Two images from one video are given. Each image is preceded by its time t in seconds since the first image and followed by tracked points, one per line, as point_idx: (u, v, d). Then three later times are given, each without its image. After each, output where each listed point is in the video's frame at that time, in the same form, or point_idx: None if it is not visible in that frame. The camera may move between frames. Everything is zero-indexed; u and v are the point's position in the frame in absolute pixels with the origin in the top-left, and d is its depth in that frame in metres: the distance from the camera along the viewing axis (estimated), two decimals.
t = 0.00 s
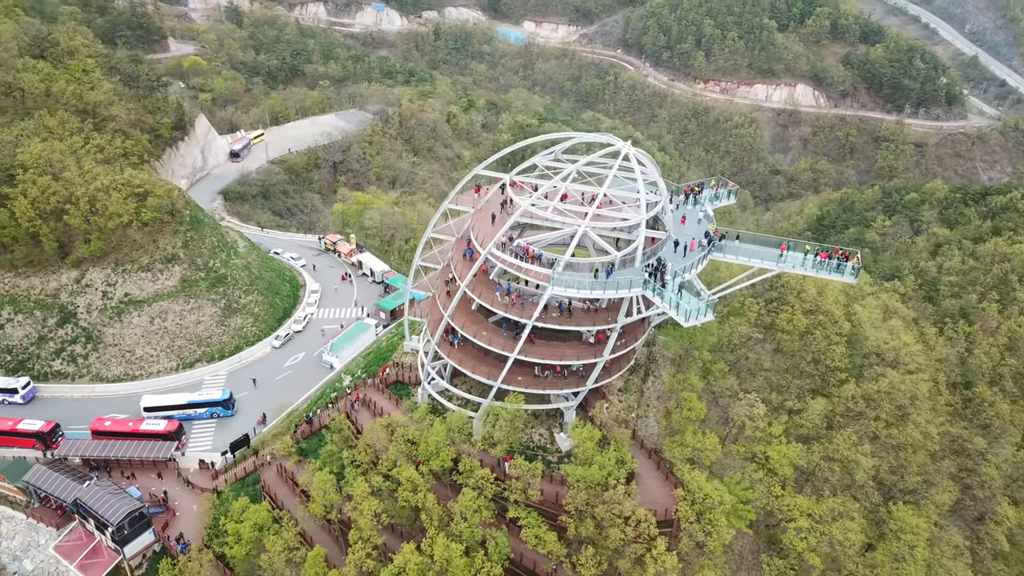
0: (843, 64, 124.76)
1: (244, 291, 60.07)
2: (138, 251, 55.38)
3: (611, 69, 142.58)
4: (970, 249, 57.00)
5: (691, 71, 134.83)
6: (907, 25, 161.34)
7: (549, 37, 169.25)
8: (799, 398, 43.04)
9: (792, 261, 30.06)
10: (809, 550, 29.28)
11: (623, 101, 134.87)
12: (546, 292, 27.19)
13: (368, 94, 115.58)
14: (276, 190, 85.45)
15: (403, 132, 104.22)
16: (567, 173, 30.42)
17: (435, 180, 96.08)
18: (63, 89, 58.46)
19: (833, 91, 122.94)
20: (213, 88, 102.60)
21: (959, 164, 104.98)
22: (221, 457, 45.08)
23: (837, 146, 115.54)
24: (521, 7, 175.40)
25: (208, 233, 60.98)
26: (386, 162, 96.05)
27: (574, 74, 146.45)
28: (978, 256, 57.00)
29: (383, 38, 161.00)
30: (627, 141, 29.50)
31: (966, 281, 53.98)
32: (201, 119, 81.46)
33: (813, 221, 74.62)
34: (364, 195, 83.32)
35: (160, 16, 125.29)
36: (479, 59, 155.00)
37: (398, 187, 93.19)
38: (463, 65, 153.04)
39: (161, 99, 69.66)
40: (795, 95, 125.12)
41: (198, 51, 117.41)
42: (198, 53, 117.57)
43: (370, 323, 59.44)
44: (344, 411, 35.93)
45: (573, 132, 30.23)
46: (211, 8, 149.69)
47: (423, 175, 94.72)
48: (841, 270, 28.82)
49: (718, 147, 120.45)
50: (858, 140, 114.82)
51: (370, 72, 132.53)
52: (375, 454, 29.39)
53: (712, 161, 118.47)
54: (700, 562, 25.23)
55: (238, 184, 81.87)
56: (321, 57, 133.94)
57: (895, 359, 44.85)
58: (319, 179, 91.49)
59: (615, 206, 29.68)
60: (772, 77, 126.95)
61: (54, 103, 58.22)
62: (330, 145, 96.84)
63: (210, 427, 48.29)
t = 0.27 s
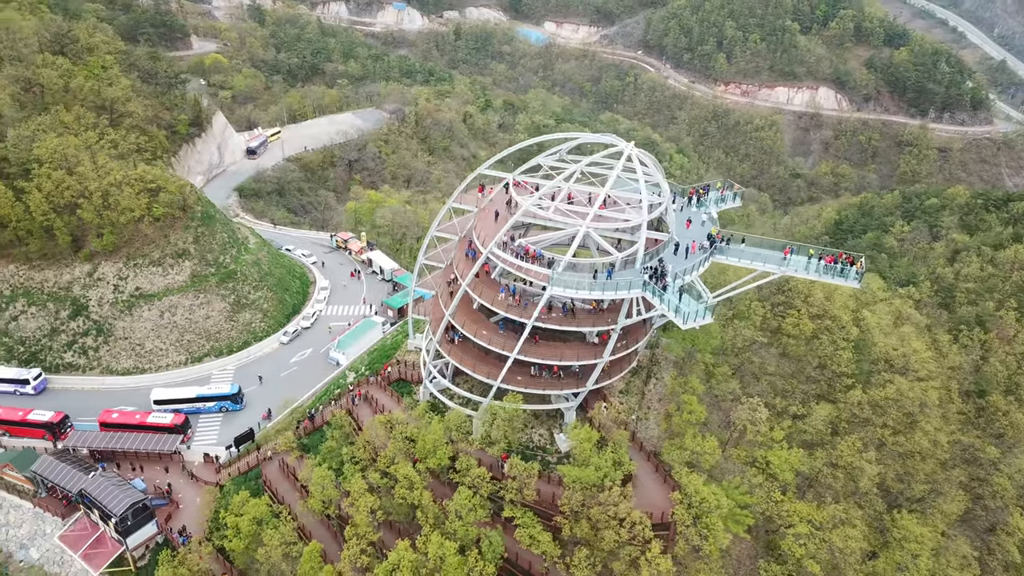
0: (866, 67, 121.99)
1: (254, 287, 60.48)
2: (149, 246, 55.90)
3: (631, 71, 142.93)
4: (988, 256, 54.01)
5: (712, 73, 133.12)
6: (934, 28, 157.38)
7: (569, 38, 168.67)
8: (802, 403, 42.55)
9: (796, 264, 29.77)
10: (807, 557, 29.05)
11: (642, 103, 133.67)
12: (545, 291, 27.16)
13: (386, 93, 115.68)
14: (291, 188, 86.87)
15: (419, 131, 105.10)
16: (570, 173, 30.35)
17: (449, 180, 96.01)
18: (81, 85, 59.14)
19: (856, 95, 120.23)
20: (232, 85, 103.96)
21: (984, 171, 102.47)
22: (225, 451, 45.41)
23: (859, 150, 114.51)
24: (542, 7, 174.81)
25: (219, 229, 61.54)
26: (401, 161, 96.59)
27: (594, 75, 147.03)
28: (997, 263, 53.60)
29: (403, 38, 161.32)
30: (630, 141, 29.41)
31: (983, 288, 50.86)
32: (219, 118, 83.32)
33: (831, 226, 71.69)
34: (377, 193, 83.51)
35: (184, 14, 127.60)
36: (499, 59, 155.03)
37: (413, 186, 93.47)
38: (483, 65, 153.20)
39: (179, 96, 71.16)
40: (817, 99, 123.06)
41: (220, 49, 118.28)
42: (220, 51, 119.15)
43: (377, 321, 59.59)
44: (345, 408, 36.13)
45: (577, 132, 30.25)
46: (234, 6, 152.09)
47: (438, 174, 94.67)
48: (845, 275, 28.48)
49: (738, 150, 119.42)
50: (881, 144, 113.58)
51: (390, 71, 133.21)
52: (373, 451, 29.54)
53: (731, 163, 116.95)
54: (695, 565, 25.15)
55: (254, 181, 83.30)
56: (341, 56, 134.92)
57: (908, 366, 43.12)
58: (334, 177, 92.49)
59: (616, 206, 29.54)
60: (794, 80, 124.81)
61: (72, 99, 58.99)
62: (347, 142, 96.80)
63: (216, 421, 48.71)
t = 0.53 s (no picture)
0: (890, 70, 120.84)
1: (263, 283, 61.02)
2: (160, 241, 56.65)
3: (652, 72, 141.31)
4: (1009, 263, 53.26)
5: (733, 75, 132.37)
6: (961, 31, 152.83)
7: (589, 40, 168.06)
8: (807, 408, 41.69)
9: (799, 268, 29.46)
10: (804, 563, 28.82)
11: (662, 105, 132.17)
12: (545, 291, 27.06)
13: (403, 92, 116.84)
14: (306, 185, 88.12)
15: (434, 131, 106.15)
16: (572, 174, 30.36)
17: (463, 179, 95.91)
18: (99, 81, 59.99)
19: (879, 99, 117.88)
20: (253, 83, 107.59)
21: (1010, 176, 99.62)
22: (230, 445, 45.77)
23: (881, 155, 110.77)
24: (564, 8, 174.11)
25: (230, 226, 62.34)
26: (415, 160, 97.38)
27: (614, 76, 145.29)
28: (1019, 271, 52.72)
29: (424, 37, 162.32)
30: (633, 143, 29.44)
31: (1001, 296, 50.31)
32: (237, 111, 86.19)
33: (848, 232, 68.57)
34: (390, 192, 83.87)
35: (207, 12, 129.95)
36: (519, 59, 154.95)
37: (427, 185, 93.91)
38: (503, 65, 152.57)
39: (197, 94, 72.57)
40: (839, 102, 120.35)
41: (241, 47, 123.16)
42: (242, 49, 121.13)
43: (385, 319, 59.81)
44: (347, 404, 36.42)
45: (580, 133, 30.30)
46: (258, 6, 154.98)
47: (452, 174, 94.76)
48: (848, 279, 28.09)
49: (758, 152, 116.31)
50: (904, 148, 110.05)
51: (409, 70, 134.11)
52: (373, 448, 29.81)
53: (750, 166, 113.95)
54: (691, 569, 24.99)
55: (269, 178, 84.64)
56: (361, 55, 136.16)
57: (917, 373, 42.60)
58: (349, 176, 93.77)
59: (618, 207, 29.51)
60: (816, 82, 123.38)
61: (90, 94, 59.80)
62: (362, 141, 98.89)
63: (222, 416, 49.19)
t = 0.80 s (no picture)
0: (914, 74, 115.91)
1: (272, 280, 61.45)
2: (172, 236, 57.37)
3: (672, 73, 140.08)
4: None
5: (754, 78, 130.31)
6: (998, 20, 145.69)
7: (610, 41, 166.66)
8: (811, 414, 40.67)
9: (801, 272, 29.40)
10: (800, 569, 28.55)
11: (682, 107, 130.21)
12: (545, 291, 27.01)
13: (420, 91, 118.25)
14: (320, 183, 88.88)
15: (450, 130, 106.48)
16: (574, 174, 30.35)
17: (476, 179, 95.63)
18: (117, 77, 60.76)
19: (902, 103, 114.14)
20: (273, 81, 109.04)
21: None
22: (234, 440, 46.13)
23: (904, 159, 106.79)
24: (586, 9, 173.67)
25: (241, 222, 62.96)
26: (430, 160, 97.81)
27: (634, 78, 143.16)
28: None
29: (444, 38, 162.47)
30: (636, 144, 29.45)
31: (1020, 304, 49.36)
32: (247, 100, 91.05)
33: (867, 235, 68.02)
34: (403, 191, 84.11)
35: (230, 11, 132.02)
36: (539, 59, 155.36)
37: (442, 184, 94.12)
38: (523, 65, 153.60)
39: (214, 92, 73.93)
40: (862, 106, 116.66)
41: (263, 45, 124.53)
42: (263, 48, 122.91)
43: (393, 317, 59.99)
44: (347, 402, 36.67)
45: (582, 133, 30.32)
46: (281, 5, 157.49)
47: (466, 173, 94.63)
48: (850, 284, 28.02)
49: (777, 156, 113.02)
50: (927, 153, 105.83)
51: (429, 69, 134.91)
52: (372, 445, 30.08)
53: (770, 170, 110.64)
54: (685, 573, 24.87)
55: (285, 175, 85.63)
56: (382, 54, 137.21)
57: (925, 380, 42.07)
58: (364, 174, 94.58)
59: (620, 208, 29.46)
60: (839, 86, 119.56)
61: (107, 90, 60.52)
62: (377, 140, 99.70)
63: (229, 410, 49.57)
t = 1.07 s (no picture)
0: (939, 79, 111.24)
1: (282, 276, 61.82)
2: (183, 232, 57.94)
3: (692, 75, 136.99)
4: None
5: (776, 80, 126.13)
6: None
7: (631, 42, 162.49)
8: (814, 419, 39.86)
9: (804, 275, 29.15)
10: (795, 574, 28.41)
11: (702, 108, 127.14)
12: (543, 291, 27.04)
13: (437, 92, 118.80)
14: (335, 181, 89.54)
15: (466, 130, 106.49)
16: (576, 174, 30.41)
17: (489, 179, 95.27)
18: (134, 74, 61.05)
19: (926, 108, 110.15)
20: (292, 80, 110.43)
21: None
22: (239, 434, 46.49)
23: (927, 164, 104.43)
24: (606, 10, 169.31)
25: (252, 219, 63.41)
26: (445, 159, 98.02)
27: (654, 79, 141.09)
28: None
29: (464, 37, 166.25)
30: (637, 145, 29.32)
31: None
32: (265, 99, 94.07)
33: (884, 241, 63.94)
34: (416, 190, 84.17)
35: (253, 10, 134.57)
36: (558, 60, 155.19)
37: (455, 183, 94.06)
38: (543, 66, 153.58)
39: (231, 89, 75.43)
40: (885, 110, 113.49)
41: (284, 44, 127.00)
42: (284, 46, 124.40)
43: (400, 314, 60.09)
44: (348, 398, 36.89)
45: (585, 133, 30.29)
46: (303, 4, 159.22)
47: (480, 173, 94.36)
48: (853, 288, 27.62)
49: (799, 159, 109.81)
50: (952, 158, 103.18)
51: (448, 69, 135.29)
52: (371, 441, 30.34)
53: (791, 176, 106.84)
54: None
55: (300, 172, 86.54)
56: (401, 53, 137.78)
57: (934, 389, 40.98)
58: (379, 172, 95.26)
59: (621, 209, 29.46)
60: (862, 89, 115.81)
61: (124, 87, 61.20)
62: (394, 139, 99.84)
63: (235, 405, 49.99)
